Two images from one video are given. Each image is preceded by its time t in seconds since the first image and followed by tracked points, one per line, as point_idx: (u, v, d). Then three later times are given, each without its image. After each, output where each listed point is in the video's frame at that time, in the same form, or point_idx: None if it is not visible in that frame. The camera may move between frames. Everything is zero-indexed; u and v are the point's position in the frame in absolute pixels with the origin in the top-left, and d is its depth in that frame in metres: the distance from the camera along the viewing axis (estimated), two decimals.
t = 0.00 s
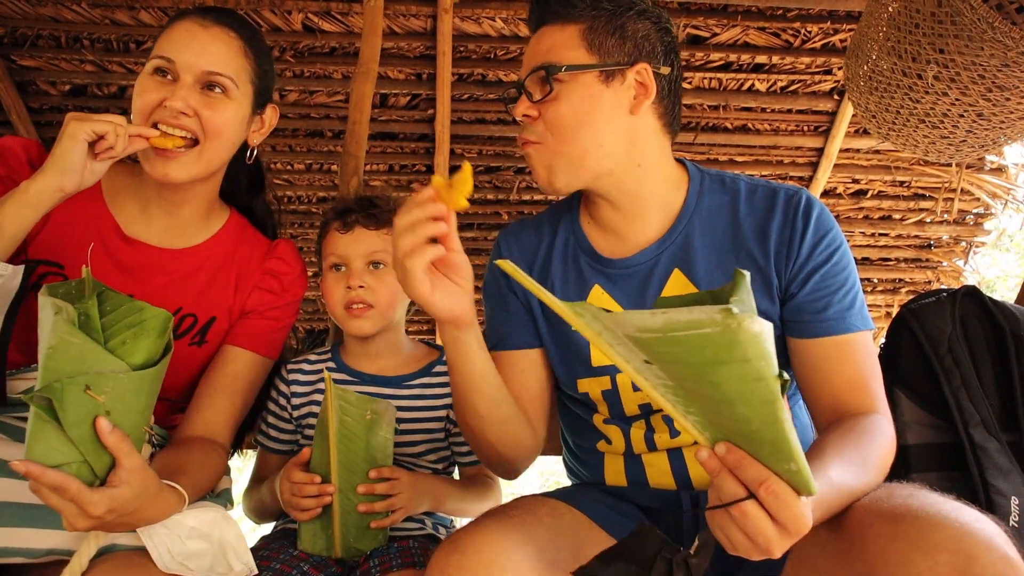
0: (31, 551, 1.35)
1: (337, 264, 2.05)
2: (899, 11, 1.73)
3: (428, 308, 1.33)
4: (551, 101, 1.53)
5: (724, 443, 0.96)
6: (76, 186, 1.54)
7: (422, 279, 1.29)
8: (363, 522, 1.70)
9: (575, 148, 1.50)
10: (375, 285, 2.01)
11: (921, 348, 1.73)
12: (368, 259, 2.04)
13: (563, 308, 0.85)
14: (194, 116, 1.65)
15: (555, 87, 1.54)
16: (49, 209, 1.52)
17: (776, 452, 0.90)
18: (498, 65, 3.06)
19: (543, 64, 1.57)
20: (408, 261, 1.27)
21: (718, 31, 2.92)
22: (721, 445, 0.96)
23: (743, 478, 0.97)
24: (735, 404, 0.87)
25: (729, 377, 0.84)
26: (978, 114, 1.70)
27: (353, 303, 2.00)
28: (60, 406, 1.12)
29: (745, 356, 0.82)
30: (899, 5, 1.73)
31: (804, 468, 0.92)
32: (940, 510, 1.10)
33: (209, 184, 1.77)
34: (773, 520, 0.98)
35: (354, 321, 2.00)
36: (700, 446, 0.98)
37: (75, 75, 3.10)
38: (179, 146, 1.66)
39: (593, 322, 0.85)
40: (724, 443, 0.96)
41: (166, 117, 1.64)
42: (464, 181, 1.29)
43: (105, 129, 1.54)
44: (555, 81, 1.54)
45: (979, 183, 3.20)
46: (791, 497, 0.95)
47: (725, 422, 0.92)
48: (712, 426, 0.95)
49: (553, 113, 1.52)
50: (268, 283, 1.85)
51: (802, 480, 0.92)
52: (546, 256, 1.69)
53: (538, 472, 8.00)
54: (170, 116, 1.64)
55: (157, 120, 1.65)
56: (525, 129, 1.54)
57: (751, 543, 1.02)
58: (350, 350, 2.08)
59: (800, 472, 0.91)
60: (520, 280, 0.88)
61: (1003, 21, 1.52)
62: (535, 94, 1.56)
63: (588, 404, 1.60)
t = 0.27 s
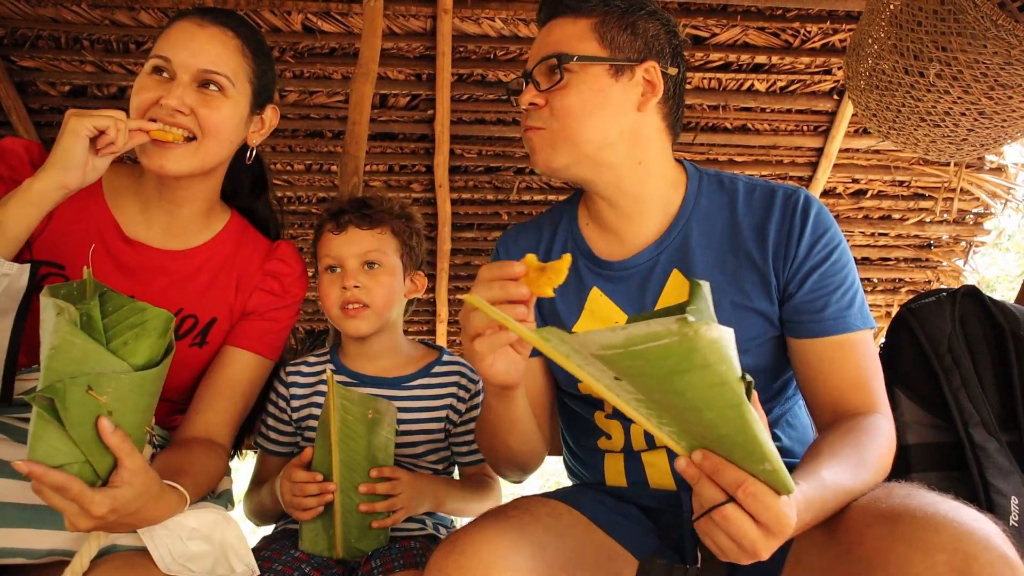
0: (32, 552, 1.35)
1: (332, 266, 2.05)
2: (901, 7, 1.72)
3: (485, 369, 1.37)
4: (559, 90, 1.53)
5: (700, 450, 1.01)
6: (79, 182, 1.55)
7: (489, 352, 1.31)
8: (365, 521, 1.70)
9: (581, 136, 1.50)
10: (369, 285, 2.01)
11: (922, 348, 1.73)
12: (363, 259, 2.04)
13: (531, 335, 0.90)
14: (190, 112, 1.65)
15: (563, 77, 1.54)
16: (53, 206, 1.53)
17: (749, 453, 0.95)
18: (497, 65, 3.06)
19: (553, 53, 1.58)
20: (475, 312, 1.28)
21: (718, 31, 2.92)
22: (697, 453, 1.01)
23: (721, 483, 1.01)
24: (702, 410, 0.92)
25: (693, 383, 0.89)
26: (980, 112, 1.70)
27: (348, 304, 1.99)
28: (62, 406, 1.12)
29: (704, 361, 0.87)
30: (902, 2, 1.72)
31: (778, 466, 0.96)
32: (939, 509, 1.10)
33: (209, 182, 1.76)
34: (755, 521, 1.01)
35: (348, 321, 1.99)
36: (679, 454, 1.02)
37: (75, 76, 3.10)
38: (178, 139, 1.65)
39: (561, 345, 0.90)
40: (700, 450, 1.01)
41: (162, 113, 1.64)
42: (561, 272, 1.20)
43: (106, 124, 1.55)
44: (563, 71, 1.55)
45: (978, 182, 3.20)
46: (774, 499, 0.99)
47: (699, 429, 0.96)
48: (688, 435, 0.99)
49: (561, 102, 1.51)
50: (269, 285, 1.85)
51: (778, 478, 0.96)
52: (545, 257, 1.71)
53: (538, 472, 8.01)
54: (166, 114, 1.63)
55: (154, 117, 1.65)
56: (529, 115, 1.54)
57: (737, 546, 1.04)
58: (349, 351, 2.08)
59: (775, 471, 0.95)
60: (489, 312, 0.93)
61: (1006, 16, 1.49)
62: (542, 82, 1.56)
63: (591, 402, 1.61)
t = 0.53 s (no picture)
0: (33, 550, 1.35)
1: (330, 265, 2.05)
2: (900, 9, 1.73)
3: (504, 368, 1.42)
4: (577, 84, 1.55)
5: (690, 441, 1.01)
6: (82, 181, 1.55)
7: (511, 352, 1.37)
8: (361, 522, 1.70)
9: (594, 130, 1.52)
10: (368, 283, 2.01)
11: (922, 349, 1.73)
12: (361, 258, 2.04)
13: (520, 337, 0.91)
14: (193, 112, 1.65)
15: (581, 72, 1.57)
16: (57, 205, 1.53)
17: (736, 441, 0.95)
18: (498, 65, 3.06)
19: (569, 48, 1.60)
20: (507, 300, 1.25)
21: (718, 31, 2.92)
22: (687, 445, 1.01)
23: (709, 474, 1.01)
24: (687, 401, 0.92)
25: (677, 374, 0.90)
26: (979, 112, 1.70)
27: (347, 302, 2.00)
28: (67, 404, 1.12)
29: (686, 352, 0.88)
30: (900, 3, 1.73)
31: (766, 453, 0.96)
32: (941, 509, 1.10)
33: (211, 181, 1.76)
34: (746, 511, 1.01)
35: (347, 321, 1.99)
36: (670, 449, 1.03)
37: (75, 76, 3.10)
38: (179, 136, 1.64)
39: (550, 346, 0.92)
40: (690, 442, 1.01)
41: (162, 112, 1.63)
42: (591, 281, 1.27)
43: (111, 121, 1.55)
44: (581, 65, 1.57)
45: (979, 182, 3.20)
46: (759, 484, 0.98)
47: (687, 422, 0.97)
48: (677, 429, 1.00)
49: (579, 97, 1.53)
50: (271, 285, 1.85)
51: (765, 464, 0.96)
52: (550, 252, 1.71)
53: (538, 473, 8.01)
54: (168, 113, 1.63)
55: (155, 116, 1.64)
56: (546, 108, 1.55)
57: (730, 536, 1.04)
58: (347, 351, 2.08)
59: (761, 457, 0.96)
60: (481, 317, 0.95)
61: (1004, 18, 1.50)
62: (559, 76, 1.57)
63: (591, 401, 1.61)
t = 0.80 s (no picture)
0: (32, 551, 1.35)
1: (328, 265, 2.05)
2: (896, 13, 1.73)
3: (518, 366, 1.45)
4: (599, 76, 1.54)
5: (681, 451, 1.01)
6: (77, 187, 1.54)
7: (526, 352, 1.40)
8: (360, 523, 1.70)
9: (613, 125, 1.51)
10: (364, 284, 2.01)
11: (922, 349, 1.73)
12: (359, 258, 2.04)
13: (513, 351, 0.90)
14: (189, 109, 1.64)
15: (601, 65, 1.56)
16: (52, 211, 1.53)
17: (726, 449, 0.95)
18: (498, 65, 3.06)
19: (589, 42, 1.59)
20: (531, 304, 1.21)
21: (718, 31, 2.92)
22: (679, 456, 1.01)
23: (702, 480, 1.01)
24: (677, 409, 0.92)
25: (665, 382, 0.90)
26: (974, 116, 1.70)
27: (344, 304, 1.99)
28: (66, 404, 1.12)
29: (671, 360, 0.88)
30: (897, 7, 1.73)
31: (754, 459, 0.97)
32: (943, 509, 1.10)
33: (213, 180, 1.77)
34: (737, 516, 1.02)
35: (344, 322, 1.99)
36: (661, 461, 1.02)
37: (75, 76, 3.10)
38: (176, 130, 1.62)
39: (541, 359, 0.90)
40: (682, 453, 1.01)
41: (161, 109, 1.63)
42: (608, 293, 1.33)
43: (103, 126, 1.53)
44: (601, 58, 1.57)
45: (979, 182, 3.20)
46: (749, 489, 1.00)
47: (678, 431, 0.96)
48: (669, 439, 0.99)
49: (601, 89, 1.53)
50: (270, 285, 1.85)
51: (754, 470, 0.96)
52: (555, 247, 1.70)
53: (538, 473, 8.01)
54: (164, 110, 1.63)
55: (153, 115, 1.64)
56: (564, 98, 1.54)
57: (724, 543, 1.04)
58: (345, 352, 2.07)
59: (751, 464, 0.96)
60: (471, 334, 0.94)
61: (996, 23, 1.50)
62: (578, 69, 1.56)
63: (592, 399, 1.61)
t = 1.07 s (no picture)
0: (32, 551, 1.35)
1: (336, 265, 2.05)
2: (890, 22, 1.72)
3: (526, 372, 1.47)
4: (613, 73, 1.54)
5: (674, 449, 1.02)
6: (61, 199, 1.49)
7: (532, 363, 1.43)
8: (361, 521, 1.70)
9: (626, 122, 1.51)
10: (375, 287, 2.02)
11: (922, 348, 1.73)
12: (369, 261, 2.05)
13: (510, 346, 0.91)
14: (192, 109, 1.63)
15: (614, 62, 1.56)
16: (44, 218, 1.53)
17: (717, 452, 0.95)
18: (498, 65, 3.06)
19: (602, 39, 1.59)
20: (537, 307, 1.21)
21: (718, 31, 2.92)
22: (672, 453, 1.02)
23: (694, 479, 1.02)
24: (670, 410, 0.92)
25: (659, 385, 0.89)
26: (969, 119, 1.71)
27: (356, 306, 2.00)
28: (68, 405, 1.12)
29: (665, 365, 0.87)
30: (890, 15, 1.72)
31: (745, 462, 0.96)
32: (942, 509, 1.10)
33: (214, 181, 1.77)
34: (726, 518, 1.02)
35: (353, 323, 2.00)
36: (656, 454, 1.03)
37: (75, 76, 3.10)
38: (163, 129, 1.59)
39: (539, 357, 0.91)
40: (675, 449, 1.02)
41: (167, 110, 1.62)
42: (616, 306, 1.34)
43: (81, 145, 1.44)
44: (615, 55, 1.57)
45: (979, 182, 3.21)
46: (739, 494, 1.00)
47: (672, 430, 0.97)
48: (663, 436, 1.00)
49: (614, 86, 1.53)
50: (270, 285, 1.85)
51: (744, 474, 0.96)
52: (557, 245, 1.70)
53: (538, 473, 8.03)
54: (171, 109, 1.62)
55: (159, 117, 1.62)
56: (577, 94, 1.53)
57: (713, 543, 1.05)
58: (346, 352, 2.08)
59: (740, 467, 0.96)
60: (472, 328, 0.95)
61: (986, 29, 1.50)
62: (591, 65, 1.56)
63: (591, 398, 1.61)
